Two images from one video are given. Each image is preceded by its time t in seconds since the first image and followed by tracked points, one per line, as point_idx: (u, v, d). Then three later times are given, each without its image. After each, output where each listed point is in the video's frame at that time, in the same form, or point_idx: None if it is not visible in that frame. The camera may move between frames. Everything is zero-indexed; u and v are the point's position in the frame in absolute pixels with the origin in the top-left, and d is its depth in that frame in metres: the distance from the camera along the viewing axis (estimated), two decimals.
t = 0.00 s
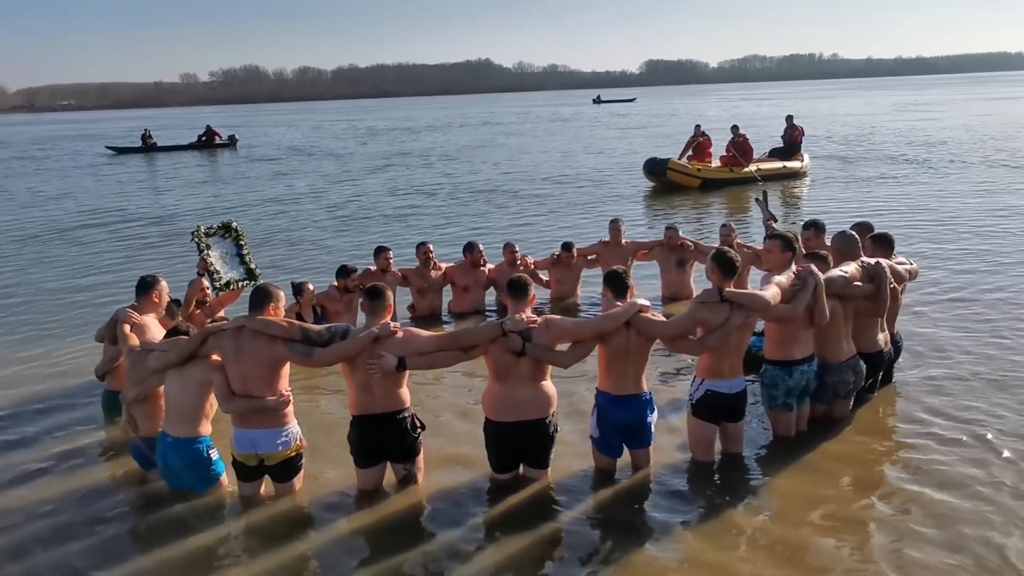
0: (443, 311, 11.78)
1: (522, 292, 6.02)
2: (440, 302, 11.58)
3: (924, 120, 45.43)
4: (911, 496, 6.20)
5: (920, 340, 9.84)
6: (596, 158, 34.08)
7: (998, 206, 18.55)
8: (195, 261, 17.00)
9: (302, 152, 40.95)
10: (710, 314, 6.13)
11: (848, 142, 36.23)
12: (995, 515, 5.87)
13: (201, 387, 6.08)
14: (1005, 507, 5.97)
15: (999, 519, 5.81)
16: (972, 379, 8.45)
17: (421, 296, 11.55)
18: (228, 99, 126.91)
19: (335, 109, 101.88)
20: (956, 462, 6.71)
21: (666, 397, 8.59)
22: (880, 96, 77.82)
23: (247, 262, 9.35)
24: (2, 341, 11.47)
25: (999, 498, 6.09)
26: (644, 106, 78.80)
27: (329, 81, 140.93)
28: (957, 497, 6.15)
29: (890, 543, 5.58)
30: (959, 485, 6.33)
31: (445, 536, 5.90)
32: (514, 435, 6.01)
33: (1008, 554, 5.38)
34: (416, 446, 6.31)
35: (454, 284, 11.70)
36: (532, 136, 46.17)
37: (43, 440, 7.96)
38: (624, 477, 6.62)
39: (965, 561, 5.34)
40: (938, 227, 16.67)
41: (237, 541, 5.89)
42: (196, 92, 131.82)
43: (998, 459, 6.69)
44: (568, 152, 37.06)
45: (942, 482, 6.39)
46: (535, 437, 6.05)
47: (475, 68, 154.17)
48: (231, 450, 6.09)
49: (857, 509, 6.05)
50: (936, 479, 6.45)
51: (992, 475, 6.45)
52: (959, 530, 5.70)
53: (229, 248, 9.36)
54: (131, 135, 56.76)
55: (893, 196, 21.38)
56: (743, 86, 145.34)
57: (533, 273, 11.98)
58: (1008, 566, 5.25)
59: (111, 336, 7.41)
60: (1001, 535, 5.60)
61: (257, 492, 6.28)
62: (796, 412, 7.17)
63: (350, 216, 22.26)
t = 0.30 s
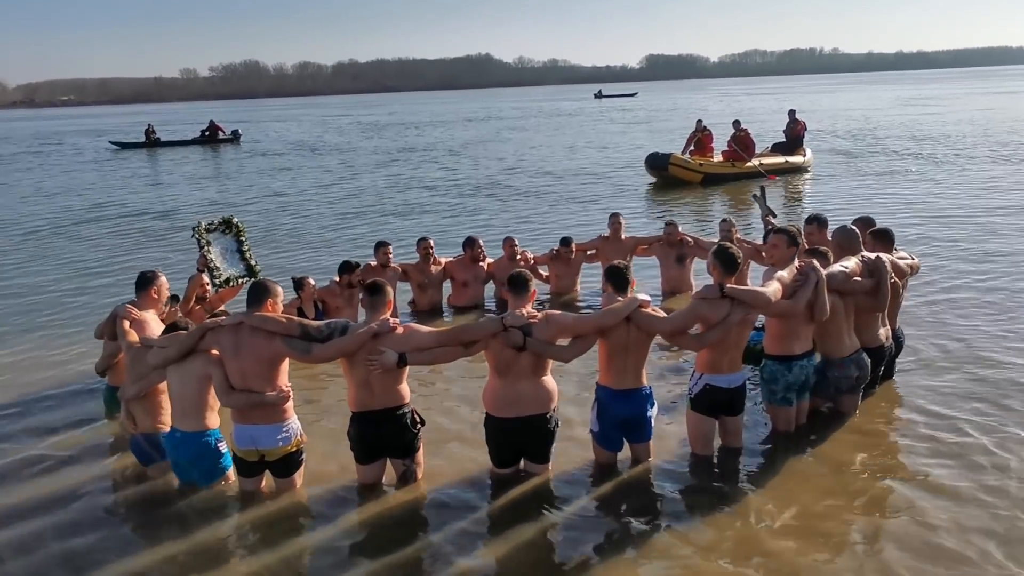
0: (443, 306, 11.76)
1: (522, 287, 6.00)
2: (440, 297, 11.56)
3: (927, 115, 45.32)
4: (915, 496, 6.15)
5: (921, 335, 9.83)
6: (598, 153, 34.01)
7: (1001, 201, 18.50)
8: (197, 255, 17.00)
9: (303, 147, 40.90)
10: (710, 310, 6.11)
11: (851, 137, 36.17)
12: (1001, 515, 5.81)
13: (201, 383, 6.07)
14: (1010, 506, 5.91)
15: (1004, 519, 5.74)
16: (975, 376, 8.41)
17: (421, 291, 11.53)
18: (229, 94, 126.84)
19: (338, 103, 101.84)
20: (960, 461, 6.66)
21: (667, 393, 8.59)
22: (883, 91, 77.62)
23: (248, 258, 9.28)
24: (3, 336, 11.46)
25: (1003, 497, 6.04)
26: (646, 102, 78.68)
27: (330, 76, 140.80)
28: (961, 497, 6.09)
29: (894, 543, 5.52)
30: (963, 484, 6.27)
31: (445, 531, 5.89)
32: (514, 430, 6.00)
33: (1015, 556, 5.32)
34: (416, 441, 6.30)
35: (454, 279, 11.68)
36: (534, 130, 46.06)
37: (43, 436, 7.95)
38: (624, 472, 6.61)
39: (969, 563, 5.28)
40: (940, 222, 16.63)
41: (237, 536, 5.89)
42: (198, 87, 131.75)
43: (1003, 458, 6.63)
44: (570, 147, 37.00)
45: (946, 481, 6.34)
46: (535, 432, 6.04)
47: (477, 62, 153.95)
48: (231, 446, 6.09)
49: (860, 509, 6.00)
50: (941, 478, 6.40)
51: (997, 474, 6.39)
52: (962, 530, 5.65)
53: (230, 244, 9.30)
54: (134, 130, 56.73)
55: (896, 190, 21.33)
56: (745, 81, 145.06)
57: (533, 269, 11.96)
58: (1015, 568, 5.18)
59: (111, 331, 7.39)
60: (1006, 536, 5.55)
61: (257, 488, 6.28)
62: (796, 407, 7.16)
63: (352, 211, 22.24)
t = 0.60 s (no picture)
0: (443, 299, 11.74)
1: (521, 281, 5.97)
2: (440, 291, 11.53)
3: (930, 108, 45.16)
4: (918, 490, 6.10)
5: (923, 328, 9.80)
6: (601, 147, 33.94)
7: (1004, 194, 18.45)
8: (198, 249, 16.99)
9: (306, 141, 40.84)
10: (711, 303, 6.08)
11: (854, 130, 36.07)
12: (1006, 510, 5.75)
13: (200, 378, 6.04)
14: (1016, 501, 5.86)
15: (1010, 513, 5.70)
16: (977, 369, 8.39)
17: (421, 285, 11.51)
18: (229, 88, 126.65)
19: (341, 97, 101.73)
20: (963, 455, 6.62)
21: (668, 386, 8.57)
22: (887, 84, 77.40)
23: (247, 252, 9.34)
24: (4, 330, 11.45)
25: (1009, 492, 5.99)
26: (650, 95, 78.54)
27: (332, 69, 140.52)
28: (965, 492, 6.04)
29: (897, 538, 5.48)
30: (968, 479, 6.23)
31: (446, 524, 5.87)
32: (513, 424, 5.98)
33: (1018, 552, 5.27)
34: (416, 435, 6.28)
35: (453, 272, 11.65)
36: (536, 124, 46.00)
37: (42, 429, 7.93)
38: (624, 465, 6.60)
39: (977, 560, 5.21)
40: (943, 216, 16.59)
41: (236, 529, 5.87)
42: (199, 81, 131.55)
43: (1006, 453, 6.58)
44: (572, 140, 36.91)
45: (950, 475, 6.30)
46: (534, 425, 6.02)
47: (478, 56, 153.57)
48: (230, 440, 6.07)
49: (862, 503, 5.97)
50: (945, 473, 6.34)
51: (1000, 468, 6.35)
52: (967, 524, 5.61)
53: (230, 237, 9.33)
54: (137, 124, 56.72)
55: (899, 184, 21.25)
56: (748, 74, 144.56)
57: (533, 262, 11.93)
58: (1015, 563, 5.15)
59: (110, 325, 7.39)
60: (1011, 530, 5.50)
61: (256, 482, 6.26)
62: (797, 400, 7.14)
63: (354, 205, 22.22)
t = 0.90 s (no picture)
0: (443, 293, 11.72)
1: (521, 274, 5.95)
2: (440, 285, 11.51)
3: (933, 102, 45.04)
4: (920, 486, 6.09)
5: (925, 322, 9.78)
6: (603, 141, 33.87)
7: (1007, 188, 18.40)
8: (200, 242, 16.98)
9: (308, 135, 40.78)
10: (712, 296, 6.06)
11: (856, 124, 35.99)
12: (1008, 506, 5.74)
13: (198, 373, 6.01)
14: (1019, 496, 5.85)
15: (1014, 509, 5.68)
16: (980, 362, 8.36)
17: (421, 279, 11.49)
18: (229, 82, 126.39)
19: (343, 91, 101.55)
20: (965, 450, 6.60)
21: (668, 380, 8.54)
22: (889, 78, 77.17)
23: (248, 246, 9.32)
24: (4, 324, 11.42)
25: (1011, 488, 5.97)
26: (652, 89, 78.37)
27: (332, 64, 140.21)
28: (967, 487, 6.02)
29: (898, 534, 5.47)
30: (970, 475, 6.21)
31: (446, 518, 5.87)
32: (514, 417, 5.97)
33: (1021, 547, 5.26)
34: (416, 428, 6.27)
35: (452, 266, 11.62)
36: (539, 119, 45.94)
37: (42, 424, 7.91)
38: (624, 459, 6.59)
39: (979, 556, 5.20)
40: (946, 210, 16.55)
41: (236, 523, 5.86)
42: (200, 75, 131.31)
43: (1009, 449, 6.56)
44: (574, 135, 36.84)
45: (952, 471, 6.28)
46: (534, 419, 6.00)
47: (479, 50, 153.32)
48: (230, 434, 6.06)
49: (863, 498, 5.96)
50: (948, 469, 6.32)
51: (1002, 463, 6.33)
52: (968, 520, 5.60)
53: (230, 231, 9.31)
54: (138, 118, 56.59)
55: (902, 178, 21.20)
56: (751, 68, 144.09)
57: (533, 256, 11.91)
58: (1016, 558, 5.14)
59: (110, 320, 7.38)
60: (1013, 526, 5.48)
61: (255, 476, 6.25)
62: (798, 394, 7.12)
63: (355, 199, 22.17)
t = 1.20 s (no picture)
0: (444, 288, 11.69)
1: (522, 270, 5.93)
2: (439, 280, 11.49)
3: (936, 99, 44.90)
4: (922, 481, 6.05)
5: (928, 318, 9.75)
6: (605, 138, 33.82)
7: (1011, 184, 18.37)
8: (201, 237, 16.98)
9: (310, 131, 40.76)
10: (715, 291, 6.03)
11: (859, 121, 35.90)
12: (1010, 501, 5.71)
13: (196, 369, 5.99)
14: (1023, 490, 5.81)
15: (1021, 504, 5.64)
16: (983, 358, 8.33)
17: (421, 274, 11.47)
18: (231, 78, 126.30)
19: (346, 88, 101.54)
20: (968, 445, 6.56)
21: (670, 376, 8.52)
22: (893, 75, 77.03)
23: (250, 241, 9.25)
24: (6, 319, 11.40)
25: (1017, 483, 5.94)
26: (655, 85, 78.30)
27: (334, 61, 140.14)
28: (970, 482, 5.99)
29: (901, 529, 5.44)
30: (974, 469, 6.18)
31: (446, 513, 5.86)
32: (514, 413, 5.96)
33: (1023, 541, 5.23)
34: (416, 423, 6.26)
35: (452, 261, 11.60)
36: (540, 115, 45.87)
37: (41, 418, 7.89)
38: (625, 454, 6.58)
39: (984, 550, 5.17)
40: (950, 207, 16.52)
41: (236, 516, 5.86)
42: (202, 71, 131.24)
43: (1014, 442, 6.53)
44: (577, 131, 36.81)
45: (955, 465, 6.25)
46: (535, 414, 5.99)
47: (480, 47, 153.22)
48: (230, 429, 6.05)
49: (864, 493, 5.93)
50: (952, 463, 6.29)
51: (1005, 457, 6.30)
52: (974, 516, 5.56)
53: (232, 227, 9.22)
54: (142, 114, 56.63)
55: (906, 174, 21.14)
56: (754, 65, 143.82)
57: (534, 252, 11.88)
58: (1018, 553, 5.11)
59: (110, 315, 7.37)
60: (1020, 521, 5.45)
61: (255, 470, 6.24)
62: (798, 389, 7.11)
63: (358, 195, 22.15)
